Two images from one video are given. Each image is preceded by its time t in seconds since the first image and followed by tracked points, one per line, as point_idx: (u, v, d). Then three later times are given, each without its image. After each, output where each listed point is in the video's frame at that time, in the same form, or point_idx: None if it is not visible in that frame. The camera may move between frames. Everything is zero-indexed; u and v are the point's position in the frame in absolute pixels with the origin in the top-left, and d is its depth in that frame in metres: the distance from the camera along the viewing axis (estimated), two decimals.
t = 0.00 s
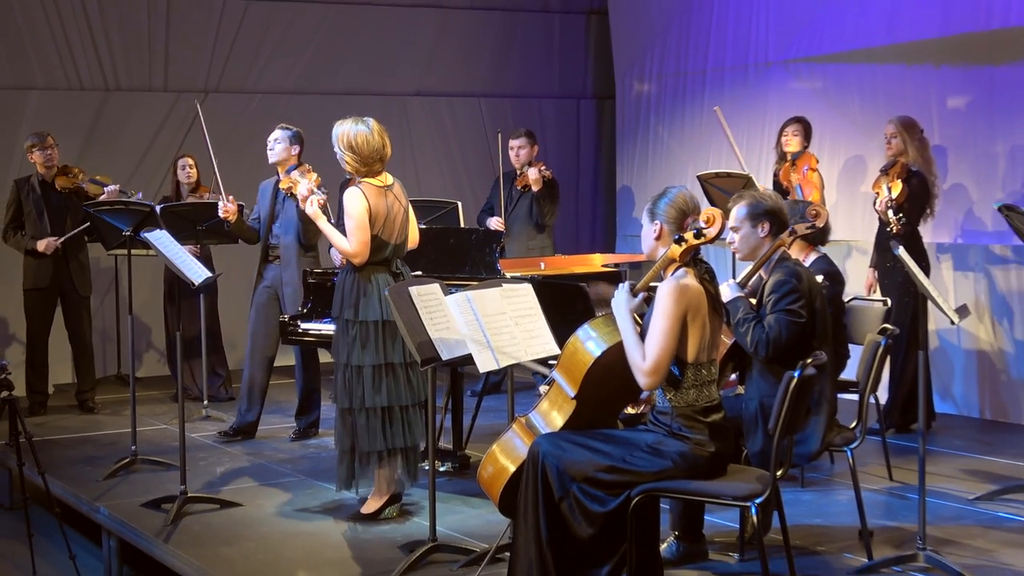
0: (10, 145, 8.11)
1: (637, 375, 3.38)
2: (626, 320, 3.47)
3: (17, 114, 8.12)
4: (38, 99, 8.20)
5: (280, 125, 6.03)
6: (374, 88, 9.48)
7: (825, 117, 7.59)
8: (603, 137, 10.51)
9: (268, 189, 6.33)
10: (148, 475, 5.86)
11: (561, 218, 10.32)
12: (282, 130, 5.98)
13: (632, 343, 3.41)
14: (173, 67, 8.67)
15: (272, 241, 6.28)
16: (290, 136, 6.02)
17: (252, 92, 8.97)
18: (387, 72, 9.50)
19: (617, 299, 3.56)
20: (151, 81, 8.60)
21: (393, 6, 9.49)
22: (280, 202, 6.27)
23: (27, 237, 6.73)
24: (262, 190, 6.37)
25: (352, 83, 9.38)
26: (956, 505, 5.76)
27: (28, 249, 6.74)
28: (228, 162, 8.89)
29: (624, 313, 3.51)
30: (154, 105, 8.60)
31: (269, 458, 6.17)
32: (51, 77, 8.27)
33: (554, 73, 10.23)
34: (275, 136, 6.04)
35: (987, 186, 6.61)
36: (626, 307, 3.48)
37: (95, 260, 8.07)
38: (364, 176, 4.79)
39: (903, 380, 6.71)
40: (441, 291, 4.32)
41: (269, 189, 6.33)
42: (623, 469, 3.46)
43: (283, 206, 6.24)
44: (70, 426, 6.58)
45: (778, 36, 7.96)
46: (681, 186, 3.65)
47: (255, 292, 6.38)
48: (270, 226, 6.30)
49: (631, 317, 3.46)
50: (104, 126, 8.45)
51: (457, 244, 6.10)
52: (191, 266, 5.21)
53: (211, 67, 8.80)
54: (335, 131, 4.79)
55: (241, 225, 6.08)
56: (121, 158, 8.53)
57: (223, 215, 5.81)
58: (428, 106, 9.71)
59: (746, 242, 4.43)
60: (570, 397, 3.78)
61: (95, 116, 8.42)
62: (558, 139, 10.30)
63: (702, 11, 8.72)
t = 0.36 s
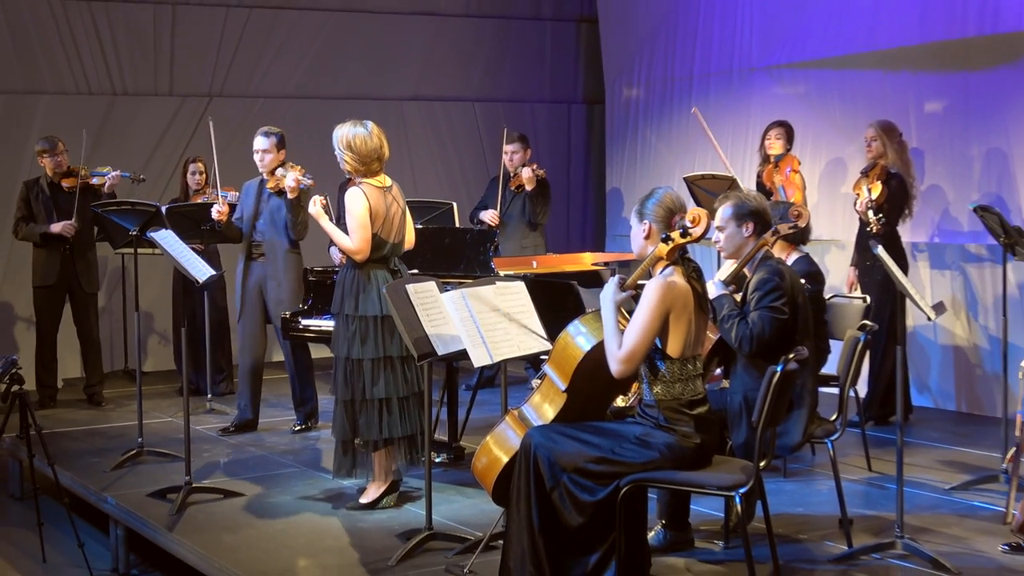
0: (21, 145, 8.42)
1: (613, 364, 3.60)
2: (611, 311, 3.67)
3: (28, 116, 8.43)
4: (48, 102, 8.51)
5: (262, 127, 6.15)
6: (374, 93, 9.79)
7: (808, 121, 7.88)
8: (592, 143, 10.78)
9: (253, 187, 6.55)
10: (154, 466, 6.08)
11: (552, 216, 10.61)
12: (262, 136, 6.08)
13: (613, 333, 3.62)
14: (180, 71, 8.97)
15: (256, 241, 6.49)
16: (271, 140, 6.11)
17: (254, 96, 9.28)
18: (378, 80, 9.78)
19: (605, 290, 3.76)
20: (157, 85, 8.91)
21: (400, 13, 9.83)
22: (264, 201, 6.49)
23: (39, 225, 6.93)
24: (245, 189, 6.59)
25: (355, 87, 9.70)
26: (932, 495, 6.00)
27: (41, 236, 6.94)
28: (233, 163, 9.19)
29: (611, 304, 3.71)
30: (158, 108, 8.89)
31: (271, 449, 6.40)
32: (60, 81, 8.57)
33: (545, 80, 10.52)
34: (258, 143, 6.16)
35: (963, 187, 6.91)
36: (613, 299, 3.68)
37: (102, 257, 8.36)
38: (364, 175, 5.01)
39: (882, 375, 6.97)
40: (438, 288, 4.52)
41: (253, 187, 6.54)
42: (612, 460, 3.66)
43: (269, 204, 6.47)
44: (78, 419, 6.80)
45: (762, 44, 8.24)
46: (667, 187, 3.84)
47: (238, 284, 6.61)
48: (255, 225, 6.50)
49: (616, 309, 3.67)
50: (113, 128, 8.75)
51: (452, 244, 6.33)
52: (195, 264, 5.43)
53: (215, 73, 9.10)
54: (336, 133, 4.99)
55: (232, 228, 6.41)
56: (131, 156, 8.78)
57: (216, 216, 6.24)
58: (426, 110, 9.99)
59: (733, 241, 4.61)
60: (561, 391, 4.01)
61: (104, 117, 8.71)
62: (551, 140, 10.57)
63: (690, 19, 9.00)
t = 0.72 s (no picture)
0: (32, 146, 8.88)
1: (601, 359, 3.83)
2: (600, 308, 3.89)
3: (39, 121, 8.91)
4: (58, 107, 8.97)
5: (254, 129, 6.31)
6: (370, 98, 10.26)
7: (788, 125, 8.24)
8: (582, 145, 11.31)
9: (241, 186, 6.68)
10: (160, 458, 6.31)
11: (543, 217, 11.09)
12: (253, 138, 6.26)
13: (602, 329, 3.85)
14: (185, 79, 9.42)
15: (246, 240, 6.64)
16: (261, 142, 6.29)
17: (257, 101, 9.74)
18: (375, 85, 10.28)
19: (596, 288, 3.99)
20: (162, 90, 9.34)
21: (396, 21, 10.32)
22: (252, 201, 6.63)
23: (52, 215, 7.11)
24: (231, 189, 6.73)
25: (353, 91, 10.17)
26: (908, 485, 6.25)
27: (55, 225, 7.11)
28: (237, 166, 9.65)
29: (601, 301, 3.94)
30: (163, 111, 9.33)
31: (272, 442, 6.64)
32: (70, 86, 9.02)
33: (536, 85, 11.04)
34: (249, 145, 6.33)
35: (939, 188, 7.20)
36: (602, 297, 3.90)
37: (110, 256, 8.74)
38: (362, 176, 5.26)
39: (861, 369, 7.24)
40: (433, 287, 4.76)
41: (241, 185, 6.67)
42: (602, 451, 3.88)
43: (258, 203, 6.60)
44: (85, 412, 7.05)
45: (746, 50, 8.58)
46: (655, 188, 4.06)
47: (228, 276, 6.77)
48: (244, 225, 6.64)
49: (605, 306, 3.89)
50: (120, 132, 9.19)
51: (447, 243, 6.57)
52: (200, 263, 5.64)
53: (219, 81, 9.55)
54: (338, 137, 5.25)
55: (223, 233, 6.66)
56: (137, 159, 9.25)
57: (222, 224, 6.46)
58: (422, 116, 10.48)
59: (716, 240, 4.86)
60: (551, 385, 4.24)
61: (112, 121, 9.17)
62: (541, 143, 11.06)
63: (674, 29, 9.34)
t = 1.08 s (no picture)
0: (37, 150, 9.22)
1: (589, 356, 4.08)
2: (588, 308, 4.14)
3: (44, 126, 9.24)
4: (63, 112, 9.30)
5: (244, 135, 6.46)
6: (363, 102, 10.60)
7: (767, 130, 8.54)
8: (570, 149, 11.67)
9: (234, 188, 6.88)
10: (161, 450, 6.54)
11: (532, 219, 11.45)
12: (245, 142, 6.49)
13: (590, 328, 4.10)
14: (185, 86, 9.76)
15: (246, 243, 6.85)
16: (255, 146, 6.52)
17: (255, 106, 10.08)
18: (369, 90, 10.60)
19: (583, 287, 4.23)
20: (163, 96, 9.68)
21: (389, 29, 10.64)
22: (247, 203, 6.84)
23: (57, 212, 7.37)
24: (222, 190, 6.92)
25: (348, 96, 10.51)
26: (881, 475, 6.53)
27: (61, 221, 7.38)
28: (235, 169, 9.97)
29: (588, 301, 4.19)
30: (165, 117, 9.68)
31: (270, 435, 6.87)
32: (74, 92, 9.35)
33: (525, 91, 11.38)
34: (243, 148, 6.57)
35: (912, 190, 7.50)
36: (589, 296, 4.15)
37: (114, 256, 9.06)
38: (358, 178, 5.50)
39: (837, 365, 7.53)
40: (426, 285, 5.00)
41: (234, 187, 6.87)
42: (588, 443, 4.13)
43: (254, 205, 6.83)
44: (89, 406, 7.30)
45: (725, 58, 8.87)
46: (639, 190, 4.30)
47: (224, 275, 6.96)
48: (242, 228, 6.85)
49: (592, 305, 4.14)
50: (122, 136, 9.54)
51: (440, 243, 6.82)
52: (201, 263, 5.87)
53: (218, 87, 9.89)
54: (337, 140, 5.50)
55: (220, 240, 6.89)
56: (138, 163, 9.59)
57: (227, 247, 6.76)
58: (416, 121, 10.83)
59: (698, 240, 5.10)
60: (540, 379, 4.49)
61: (115, 126, 9.51)
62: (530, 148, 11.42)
63: (658, 39, 9.61)
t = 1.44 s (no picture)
0: (41, 154, 9.45)
1: (575, 353, 4.35)
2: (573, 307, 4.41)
3: (48, 131, 9.47)
4: (65, 117, 9.53)
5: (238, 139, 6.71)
6: (355, 108, 10.87)
7: (744, 135, 8.85)
8: (555, 154, 11.98)
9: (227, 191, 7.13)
10: (161, 444, 6.78)
11: (519, 221, 11.73)
12: (240, 146, 6.74)
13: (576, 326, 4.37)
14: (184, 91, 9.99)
15: (243, 243, 7.09)
16: (250, 150, 6.78)
17: (251, 112, 10.33)
18: (362, 96, 10.88)
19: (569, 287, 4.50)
20: (163, 101, 9.91)
21: (381, 38, 10.93)
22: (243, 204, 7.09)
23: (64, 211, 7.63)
24: (215, 195, 7.17)
25: (341, 102, 10.77)
26: (855, 467, 6.81)
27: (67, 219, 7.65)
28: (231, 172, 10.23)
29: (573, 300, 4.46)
30: (166, 121, 9.90)
31: (267, 429, 7.12)
32: (77, 97, 9.58)
33: (512, 97, 11.69)
34: (237, 152, 6.82)
35: (883, 193, 7.80)
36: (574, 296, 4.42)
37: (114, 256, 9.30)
38: (353, 181, 5.75)
39: (811, 361, 7.84)
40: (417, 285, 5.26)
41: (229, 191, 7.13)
42: (573, 436, 4.37)
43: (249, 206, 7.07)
44: (92, 402, 7.55)
45: (705, 66, 9.18)
46: (623, 193, 4.57)
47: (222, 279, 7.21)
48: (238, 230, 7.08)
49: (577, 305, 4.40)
50: (124, 139, 9.76)
51: (430, 244, 7.08)
52: (199, 262, 6.11)
53: (216, 93, 10.13)
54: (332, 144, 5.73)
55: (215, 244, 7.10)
56: (139, 166, 9.82)
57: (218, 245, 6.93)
58: (407, 126, 11.12)
59: (679, 240, 5.38)
60: (526, 375, 4.73)
61: (117, 129, 9.73)
62: (517, 152, 11.72)
63: (640, 47, 9.89)
